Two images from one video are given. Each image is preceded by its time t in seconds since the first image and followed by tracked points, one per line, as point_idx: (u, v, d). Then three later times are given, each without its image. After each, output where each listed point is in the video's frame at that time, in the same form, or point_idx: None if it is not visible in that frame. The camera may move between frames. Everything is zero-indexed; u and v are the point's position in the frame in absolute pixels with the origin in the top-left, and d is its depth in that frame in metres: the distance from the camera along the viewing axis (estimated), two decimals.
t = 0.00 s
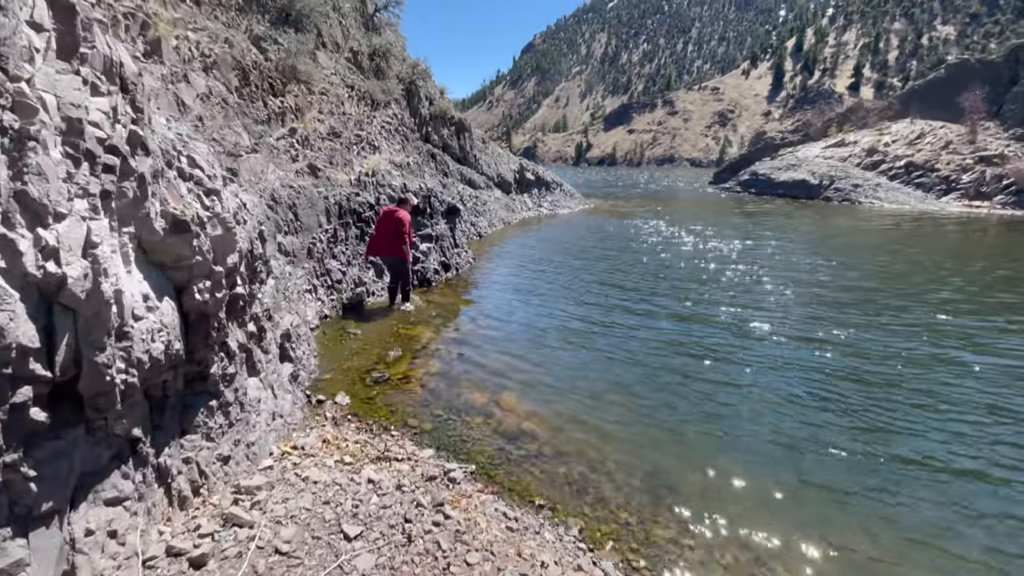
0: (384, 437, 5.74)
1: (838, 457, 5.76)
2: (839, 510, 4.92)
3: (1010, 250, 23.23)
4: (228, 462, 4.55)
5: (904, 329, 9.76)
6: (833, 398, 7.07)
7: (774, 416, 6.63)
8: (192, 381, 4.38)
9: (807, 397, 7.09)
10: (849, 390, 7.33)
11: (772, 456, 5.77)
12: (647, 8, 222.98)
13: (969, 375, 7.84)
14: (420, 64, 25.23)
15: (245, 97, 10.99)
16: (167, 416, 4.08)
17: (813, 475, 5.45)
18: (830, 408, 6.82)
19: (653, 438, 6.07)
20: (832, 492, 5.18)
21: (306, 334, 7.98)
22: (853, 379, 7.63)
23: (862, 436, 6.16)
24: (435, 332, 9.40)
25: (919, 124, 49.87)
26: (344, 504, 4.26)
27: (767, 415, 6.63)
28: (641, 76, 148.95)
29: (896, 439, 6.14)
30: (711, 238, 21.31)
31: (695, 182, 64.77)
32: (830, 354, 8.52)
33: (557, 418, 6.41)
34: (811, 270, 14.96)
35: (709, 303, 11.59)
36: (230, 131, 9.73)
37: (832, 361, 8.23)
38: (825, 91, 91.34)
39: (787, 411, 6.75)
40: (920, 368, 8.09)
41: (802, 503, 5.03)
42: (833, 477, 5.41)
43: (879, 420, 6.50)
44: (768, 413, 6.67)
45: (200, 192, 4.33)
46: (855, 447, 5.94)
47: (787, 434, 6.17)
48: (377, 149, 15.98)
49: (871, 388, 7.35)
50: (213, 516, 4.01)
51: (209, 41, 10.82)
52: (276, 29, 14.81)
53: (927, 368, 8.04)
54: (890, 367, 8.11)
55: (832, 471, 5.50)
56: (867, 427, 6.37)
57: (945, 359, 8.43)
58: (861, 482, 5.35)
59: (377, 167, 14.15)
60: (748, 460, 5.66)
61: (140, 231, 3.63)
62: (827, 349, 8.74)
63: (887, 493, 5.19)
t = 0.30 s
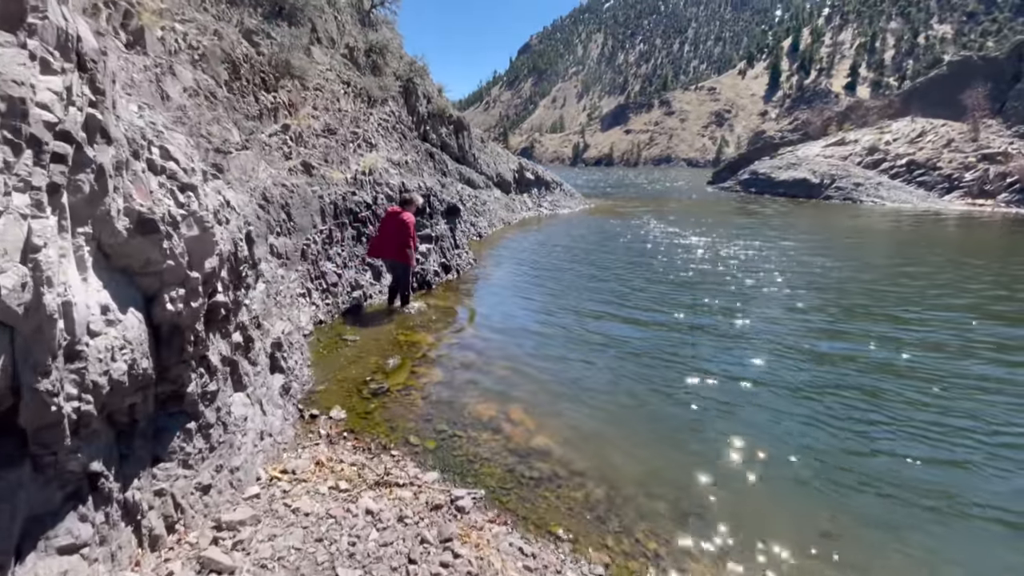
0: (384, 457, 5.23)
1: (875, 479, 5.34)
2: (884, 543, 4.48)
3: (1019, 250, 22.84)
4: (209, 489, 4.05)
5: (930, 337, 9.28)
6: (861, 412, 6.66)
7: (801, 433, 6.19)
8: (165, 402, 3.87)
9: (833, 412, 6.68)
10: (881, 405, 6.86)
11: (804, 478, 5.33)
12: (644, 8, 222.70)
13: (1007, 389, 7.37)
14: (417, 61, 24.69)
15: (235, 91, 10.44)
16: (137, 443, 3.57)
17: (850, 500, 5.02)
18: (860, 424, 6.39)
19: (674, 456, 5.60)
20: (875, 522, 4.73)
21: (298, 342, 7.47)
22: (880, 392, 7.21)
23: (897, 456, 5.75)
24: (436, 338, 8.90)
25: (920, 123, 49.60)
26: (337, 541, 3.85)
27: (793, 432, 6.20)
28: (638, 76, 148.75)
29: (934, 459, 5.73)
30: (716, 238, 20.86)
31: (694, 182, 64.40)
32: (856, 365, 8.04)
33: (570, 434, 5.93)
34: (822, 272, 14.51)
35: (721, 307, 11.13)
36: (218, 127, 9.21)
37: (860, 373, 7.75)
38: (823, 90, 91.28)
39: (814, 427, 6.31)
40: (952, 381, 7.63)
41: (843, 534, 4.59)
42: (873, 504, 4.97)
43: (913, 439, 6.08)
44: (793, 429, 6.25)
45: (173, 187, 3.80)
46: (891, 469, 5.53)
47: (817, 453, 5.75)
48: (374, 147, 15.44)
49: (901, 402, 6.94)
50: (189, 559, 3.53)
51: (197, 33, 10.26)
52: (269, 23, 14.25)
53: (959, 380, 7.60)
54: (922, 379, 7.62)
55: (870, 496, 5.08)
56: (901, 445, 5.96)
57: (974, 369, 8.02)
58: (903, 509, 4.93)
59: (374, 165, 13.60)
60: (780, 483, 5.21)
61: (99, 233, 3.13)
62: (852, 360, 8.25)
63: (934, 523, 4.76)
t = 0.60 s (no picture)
0: (383, 476, 4.80)
1: (916, 492, 4.94)
2: (933, 565, 4.08)
3: None
4: (187, 518, 3.63)
5: (958, 338, 8.81)
6: (893, 416, 6.23)
7: (831, 438, 5.77)
8: (135, 421, 3.44)
9: (863, 415, 6.25)
10: (921, 410, 6.36)
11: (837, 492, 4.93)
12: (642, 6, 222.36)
13: None
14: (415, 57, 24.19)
15: (225, 83, 9.95)
16: (100, 471, 3.15)
17: (895, 518, 4.57)
18: (893, 428, 5.97)
19: (696, 470, 5.18)
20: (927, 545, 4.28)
21: (290, 347, 7.03)
22: (915, 395, 6.73)
23: (936, 463, 5.35)
24: (437, 342, 8.45)
25: (921, 119, 49.27)
26: None
27: (822, 439, 5.79)
28: (636, 74, 148.26)
29: (980, 467, 5.29)
30: (720, 237, 20.44)
31: (694, 180, 63.98)
32: (888, 366, 7.54)
33: (583, 447, 5.51)
34: (834, 270, 14.06)
35: (733, 304, 10.69)
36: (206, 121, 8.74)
37: (893, 375, 7.25)
38: (821, 87, 90.97)
39: (844, 433, 5.90)
40: (993, 382, 7.12)
41: (889, 558, 4.17)
42: (915, 520, 4.57)
43: (952, 444, 5.67)
44: (823, 435, 5.83)
45: (141, 179, 3.35)
46: (932, 479, 5.13)
47: (849, 463, 5.34)
48: (371, 143, 14.94)
49: (932, 404, 6.54)
50: None
51: (184, 22, 9.76)
52: (262, 15, 13.74)
53: (1000, 382, 7.10)
54: (961, 381, 7.12)
55: (913, 512, 4.68)
56: (947, 454, 5.48)
57: (1007, 369, 7.58)
58: (948, 525, 4.53)
59: (371, 161, 13.11)
60: (816, 501, 4.77)
61: (47, 230, 2.71)
62: (882, 360, 7.75)
63: (991, 542, 4.33)
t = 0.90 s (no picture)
0: (374, 500, 4.36)
1: (967, 512, 4.46)
2: None
3: None
4: (150, 557, 3.15)
5: (988, 339, 8.28)
6: (930, 425, 5.74)
7: (866, 451, 5.30)
8: (83, 448, 2.99)
9: (898, 424, 5.78)
10: (958, 421, 5.86)
11: (878, 513, 4.47)
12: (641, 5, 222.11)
13: None
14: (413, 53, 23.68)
15: (212, 74, 9.47)
16: (39, 507, 2.68)
17: (946, 545, 4.09)
18: (933, 439, 5.49)
19: (719, 489, 4.73)
20: None
21: (278, 354, 6.57)
22: (951, 403, 6.23)
23: (983, 481, 4.85)
24: (435, 346, 7.97)
25: (924, 116, 48.76)
26: None
27: (857, 451, 5.31)
28: (635, 73, 147.73)
29: None
30: (726, 235, 19.93)
31: (695, 179, 63.55)
32: (917, 371, 7.04)
33: (595, 465, 5.06)
34: (847, 268, 13.53)
35: (746, 304, 10.20)
36: (188, 115, 8.29)
37: (925, 382, 6.74)
38: (822, 85, 90.42)
39: (881, 445, 5.43)
40: None
41: None
42: (972, 545, 4.09)
43: (999, 459, 5.16)
44: (856, 447, 5.36)
45: (84, 163, 2.91)
46: (983, 498, 4.64)
47: (892, 480, 4.85)
48: (367, 139, 14.45)
49: (972, 414, 6.03)
50: None
51: (168, 10, 9.26)
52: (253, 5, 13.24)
53: None
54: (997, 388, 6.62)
55: (967, 535, 4.20)
56: (994, 472, 4.99)
57: None
58: (1008, 551, 4.04)
59: (367, 157, 12.61)
60: (855, 526, 4.31)
61: None
62: (909, 365, 7.26)
63: None
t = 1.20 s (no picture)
0: (368, 526, 3.95)
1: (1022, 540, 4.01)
2: None
3: None
4: None
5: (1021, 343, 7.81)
6: (971, 439, 5.32)
7: (902, 468, 4.86)
8: (24, 479, 2.59)
9: (935, 438, 5.35)
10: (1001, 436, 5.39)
11: (924, 538, 4.06)
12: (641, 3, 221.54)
13: None
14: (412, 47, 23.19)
15: (200, 65, 9.03)
16: None
17: None
18: (974, 454, 5.07)
19: (745, 511, 4.32)
20: None
21: (267, 359, 6.13)
22: (991, 416, 5.76)
23: None
24: (435, 349, 7.55)
25: (929, 112, 48.17)
26: None
27: (894, 468, 4.90)
28: (635, 71, 147.08)
29: None
30: (731, 233, 19.47)
31: (697, 176, 63.14)
32: (948, 380, 6.58)
33: (609, 482, 4.66)
34: (860, 267, 13.05)
35: (759, 306, 9.75)
36: (174, 106, 7.86)
37: (959, 392, 6.27)
38: (823, 82, 89.76)
39: (919, 460, 5.01)
40: None
41: None
42: None
43: None
44: (892, 464, 4.93)
45: (18, 143, 2.56)
46: None
47: (936, 501, 4.44)
48: (365, 135, 14.00)
49: (1014, 427, 5.57)
50: None
51: None
52: None
53: None
54: None
55: None
56: None
57: None
58: None
59: (365, 153, 12.16)
60: (899, 554, 3.89)
61: None
62: (940, 373, 6.80)
63: None
